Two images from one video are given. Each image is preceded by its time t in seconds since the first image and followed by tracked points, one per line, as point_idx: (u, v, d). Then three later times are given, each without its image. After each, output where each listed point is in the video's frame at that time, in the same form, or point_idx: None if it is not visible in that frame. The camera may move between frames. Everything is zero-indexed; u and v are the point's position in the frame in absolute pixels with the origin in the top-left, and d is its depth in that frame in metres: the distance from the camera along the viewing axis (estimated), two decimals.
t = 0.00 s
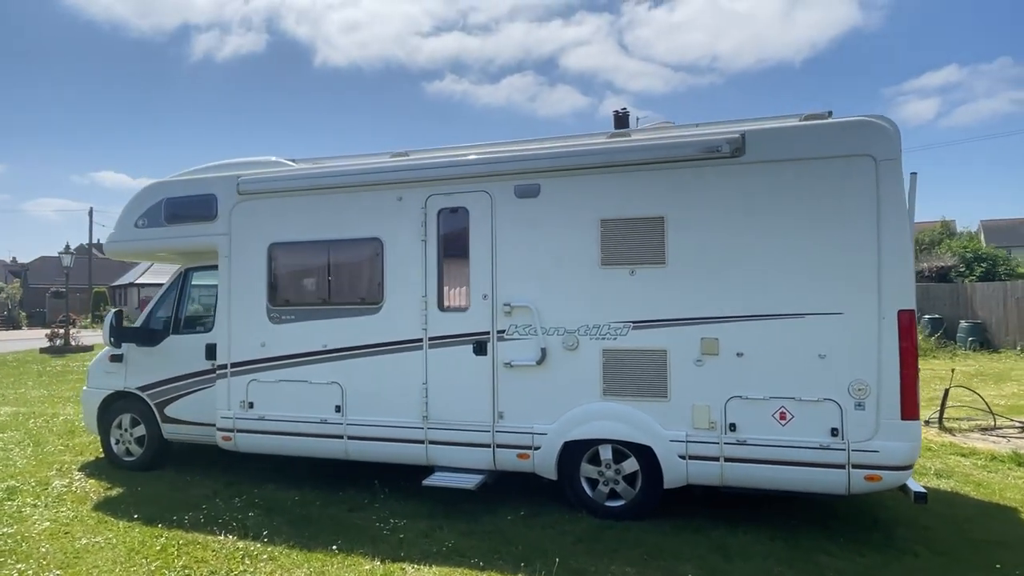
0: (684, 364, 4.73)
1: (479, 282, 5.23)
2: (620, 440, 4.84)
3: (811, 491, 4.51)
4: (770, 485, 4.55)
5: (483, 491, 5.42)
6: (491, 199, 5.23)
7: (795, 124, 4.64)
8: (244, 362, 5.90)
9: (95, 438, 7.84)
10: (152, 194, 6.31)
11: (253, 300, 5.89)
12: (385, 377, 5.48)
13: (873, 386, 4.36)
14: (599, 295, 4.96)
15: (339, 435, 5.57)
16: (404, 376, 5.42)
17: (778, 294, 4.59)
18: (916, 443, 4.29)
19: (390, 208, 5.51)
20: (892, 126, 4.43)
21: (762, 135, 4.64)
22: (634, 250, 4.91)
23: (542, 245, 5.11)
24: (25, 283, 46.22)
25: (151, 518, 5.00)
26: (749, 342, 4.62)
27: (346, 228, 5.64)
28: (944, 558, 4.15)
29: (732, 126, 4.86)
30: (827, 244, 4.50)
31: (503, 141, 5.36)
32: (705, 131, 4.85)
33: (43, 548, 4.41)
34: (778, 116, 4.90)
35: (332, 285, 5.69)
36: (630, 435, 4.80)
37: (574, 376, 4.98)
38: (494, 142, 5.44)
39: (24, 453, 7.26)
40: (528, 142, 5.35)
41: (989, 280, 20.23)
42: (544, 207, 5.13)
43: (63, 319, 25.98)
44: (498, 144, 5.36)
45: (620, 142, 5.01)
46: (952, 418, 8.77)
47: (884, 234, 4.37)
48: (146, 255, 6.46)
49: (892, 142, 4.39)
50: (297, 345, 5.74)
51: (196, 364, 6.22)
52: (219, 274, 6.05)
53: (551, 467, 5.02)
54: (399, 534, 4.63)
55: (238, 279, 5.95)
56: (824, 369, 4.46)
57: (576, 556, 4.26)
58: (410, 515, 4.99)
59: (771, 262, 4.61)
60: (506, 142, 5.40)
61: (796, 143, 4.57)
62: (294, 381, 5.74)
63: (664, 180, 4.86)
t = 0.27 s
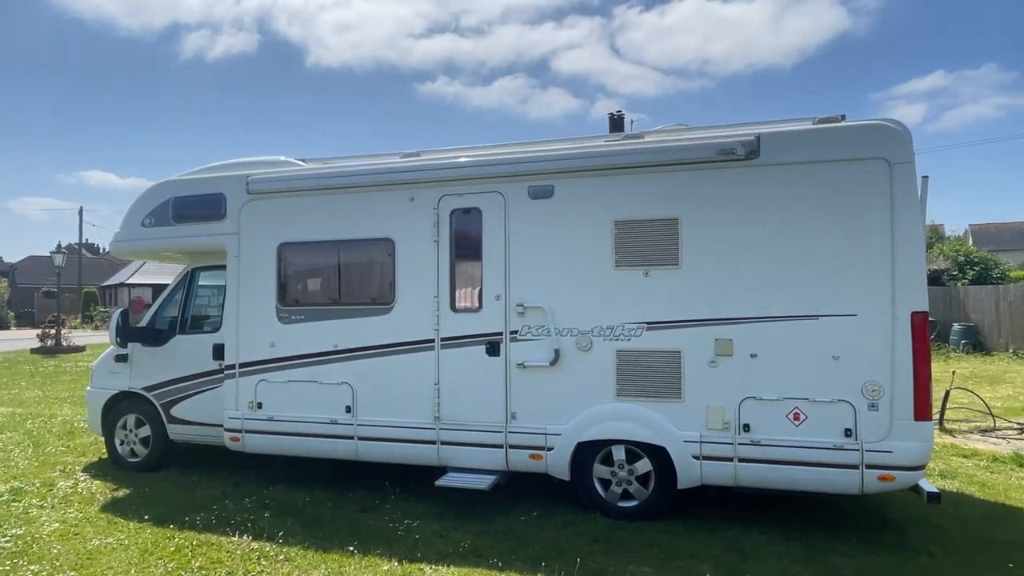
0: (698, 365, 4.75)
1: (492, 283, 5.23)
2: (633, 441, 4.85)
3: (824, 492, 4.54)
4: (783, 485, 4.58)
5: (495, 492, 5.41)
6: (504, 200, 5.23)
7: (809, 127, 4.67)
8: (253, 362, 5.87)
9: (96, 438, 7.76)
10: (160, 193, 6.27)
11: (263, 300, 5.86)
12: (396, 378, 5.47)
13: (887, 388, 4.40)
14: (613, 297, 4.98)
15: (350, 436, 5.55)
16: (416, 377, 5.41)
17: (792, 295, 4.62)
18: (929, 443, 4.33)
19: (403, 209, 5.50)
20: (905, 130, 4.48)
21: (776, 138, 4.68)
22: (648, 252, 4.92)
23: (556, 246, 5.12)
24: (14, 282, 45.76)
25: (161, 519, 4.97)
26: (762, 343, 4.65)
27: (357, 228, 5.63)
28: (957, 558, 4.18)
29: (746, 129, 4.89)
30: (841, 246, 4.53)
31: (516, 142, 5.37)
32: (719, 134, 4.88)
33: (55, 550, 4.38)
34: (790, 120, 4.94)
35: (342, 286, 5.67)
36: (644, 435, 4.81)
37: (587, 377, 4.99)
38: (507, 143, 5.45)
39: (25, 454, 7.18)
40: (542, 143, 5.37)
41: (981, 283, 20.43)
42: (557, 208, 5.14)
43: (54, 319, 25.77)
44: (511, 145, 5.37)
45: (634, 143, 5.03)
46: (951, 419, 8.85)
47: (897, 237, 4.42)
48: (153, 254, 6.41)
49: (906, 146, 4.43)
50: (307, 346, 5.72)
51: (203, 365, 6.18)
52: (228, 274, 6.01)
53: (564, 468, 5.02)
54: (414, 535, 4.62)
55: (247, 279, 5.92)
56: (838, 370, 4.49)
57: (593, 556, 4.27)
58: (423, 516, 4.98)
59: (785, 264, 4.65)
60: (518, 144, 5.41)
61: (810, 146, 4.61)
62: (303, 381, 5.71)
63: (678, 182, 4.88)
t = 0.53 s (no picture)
0: (711, 367, 4.82)
1: (506, 285, 5.27)
2: (647, 442, 4.91)
3: (836, 492, 4.61)
4: (795, 486, 4.65)
5: (507, 493, 5.45)
6: (519, 203, 5.27)
7: (822, 134, 4.75)
8: (264, 363, 5.87)
9: (99, 439, 7.72)
10: (169, 193, 6.26)
11: (274, 301, 5.87)
12: (410, 379, 5.49)
13: (898, 390, 4.48)
14: (627, 299, 5.03)
15: (362, 437, 5.57)
16: (429, 378, 5.44)
17: (805, 299, 4.69)
18: (939, 445, 4.41)
19: (416, 211, 5.52)
20: (915, 138, 4.57)
21: (789, 144, 4.75)
22: (662, 255, 4.98)
23: (570, 249, 5.16)
24: None
25: (176, 520, 4.96)
26: (775, 346, 4.72)
27: (370, 229, 5.65)
28: (967, 558, 4.27)
29: (759, 134, 4.96)
30: (853, 251, 4.61)
31: (530, 146, 5.42)
32: (733, 139, 4.95)
33: (73, 551, 4.37)
34: (802, 126, 5.02)
35: (355, 287, 5.69)
36: (658, 436, 4.87)
37: (601, 379, 5.04)
38: (521, 146, 5.49)
39: (28, 455, 7.13)
40: (555, 147, 5.41)
41: (970, 286, 20.72)
42: (572, 211, 5.18)
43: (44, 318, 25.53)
44: (525, 148, 5.41)
45: (649, 148, 5.09)
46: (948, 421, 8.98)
47: (908, 242, 4.50)
48: (161, 254, 6.39)
49: (916, 153, 4.52)
50: (319, 347, 5.73)
51: (212, 366, 6.17)
52: (239, 275, 6.01)
53: (578, 469, 5.07)
54: (431, 535, 4.65)
55: (258, 280, 5.92)
56: (849, 372, 4.57)
57: (610, 556, 4.31)
58: (437, 517, 5.01)
59: (798, 268, 4.72)
60: (532, 147, 5.46)
61: (823, 152, 4.68)
62: (315, 382, 5.72)
63: (692, 187, 4.94)
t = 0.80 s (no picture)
0: (722, 368, 4.86)
1: (516, 286, 5.28)
2: (657, 442, 4.94)
3: (845, 492, 4.67)
4: (805, 486, 4.70)
5: (516, 493, 5.45)
6: (529, 204, 5.29)
7: (831, 138, 4.81)
8: (271, 364, 5.84)
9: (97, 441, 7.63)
10: (174, 192, 6.21)
11: (282, 301, 5.84)
12: (419, 380, 5.48)
13: (906, 391, 4.54)
14: (638, 301, 5.06)
15: (371, 438, 5.55)
16: (438, 379, 5.44)
17: (814, 301, 4.74)
18: (946, 445, 4.48)
19: (426, 212, 5.52)
20: (923, 143, 4.63)
21: (800, 148, 4.80)
22: (673, 257, 5.01)
23: (581, 250, 5.18)
24: None
25: (184, 522, 4.93)
26: (785, 348, 4.77)
27: (379, 230, 5.64)
28: (974, 556, 4.33)
29: (769, 138, 5.01)
30: (862, 253, 4.67)
31: (540, 148, 5.44)
32: (743, 143, 5.00)
33: (83, 553, 4.32)
34: (811, 130, 5.08)
35: (363, 288, 5.68)
36: (668, 437, 4.90)
37: (612, 380, 5.06)
38: (530, 148, 5.51)
39: (26, 456, 7.04)
40: (565, 149, 5.44)
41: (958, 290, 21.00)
42: (582, 213, 5.21)
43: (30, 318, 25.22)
44: (536, 150, 5.43)
45: (659, 151, 5.13)
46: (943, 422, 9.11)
47: (917, 245, 4.57)
48: (165, 254, 6.34)
49: (925, 158, 4.58)
50: (327, 347, 5.71)
51: (217, 366, 6.13)
52: (245, 275, 5.98)
53: (588, 470, 5.09)
54: (443, 536, 4.65)
55: (265, 281, 5.90)
56: (858, 374, 4.63)
57: (624, 556, 4.34)
58: (448, 518, 5.01)
59: (807, 271, 4.77)
60: (542, 149, 5.48)
61: (833, 156, 4.74)
62: (323, 383, 5.71)
63: (703, 189, 4.98)
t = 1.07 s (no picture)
0: (730, 368, 4.88)
1: (524, 286, 5.28)
2: (665, 442, 4.95)
3: (852, 491, 4.70)
4: (812, 485, 4.73)
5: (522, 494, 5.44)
6: (537, 204, 5.29)
7: (839, 139, 4.85)
8: (274, 363, 5.79)
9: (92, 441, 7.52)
10: (175, 189, 6.14)
11: (285, 300, 5.79)
12: (425, 380, 5.46)
13: (912, 391, 4.58)
14: (647, 300, 5.06)
15: (376, 438, 5.52)
16: (445, 378, 5.41)
17: (822, 301, 4.77)
18: (952, 444, 4.53)
19: (433, 211, 5.50)
20: (929, 145, 4.68)
21: (808, 149, 4.83)
22: (682, 257, 5.02)
23: (589, 250, 5.18)
24: None
25: (189, 522, 4.87)
26: (793, 347, 4.79)
27: (385, 229, 5.61)
28: (981, 555, 4.38)
29: (777, 139, 5.04)
30: (869, 254, 4.70)
31: (548, 147, 5.44)
32: (751, 144, 5.03)
33: (87, 555, 4.26)
34: (818, 132, 5.12)
35: (369, 287, 5.64)
36: (676, 437, 4.91)
37: (620, 379, 5.07)
38: (538, 147, 5.51)
39: (20, 456, 6.92)
40: (573, 149, 5.44)
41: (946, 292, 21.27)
42: (591, 212, 5.21)
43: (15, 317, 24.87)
44: (543, 150, 5.43)
45: (668, 151, 5.14)
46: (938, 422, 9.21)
47: (923, 246, 4.62)
48: (165, 252, 6.27)
49: (931, 160, 4.63)
50: (332, 347, 5.66)
51: (219, 365, 6.06)
52: (248, 273, 5.92)
53: (596, 469, 5.09)
54: (452, 536, 4.63)
55: (268, 279, 5.84)
56: (865, 374, 4.67)
57: (635, 556, 4.34)
58: (456, 518, 4.98)
59: (815, 271, 4.80)
60: (550, 148, 5.48)
61: (840, 158, 4.78)
62: (327, 383, 5.66)
63: (712, 190, 5.00)
